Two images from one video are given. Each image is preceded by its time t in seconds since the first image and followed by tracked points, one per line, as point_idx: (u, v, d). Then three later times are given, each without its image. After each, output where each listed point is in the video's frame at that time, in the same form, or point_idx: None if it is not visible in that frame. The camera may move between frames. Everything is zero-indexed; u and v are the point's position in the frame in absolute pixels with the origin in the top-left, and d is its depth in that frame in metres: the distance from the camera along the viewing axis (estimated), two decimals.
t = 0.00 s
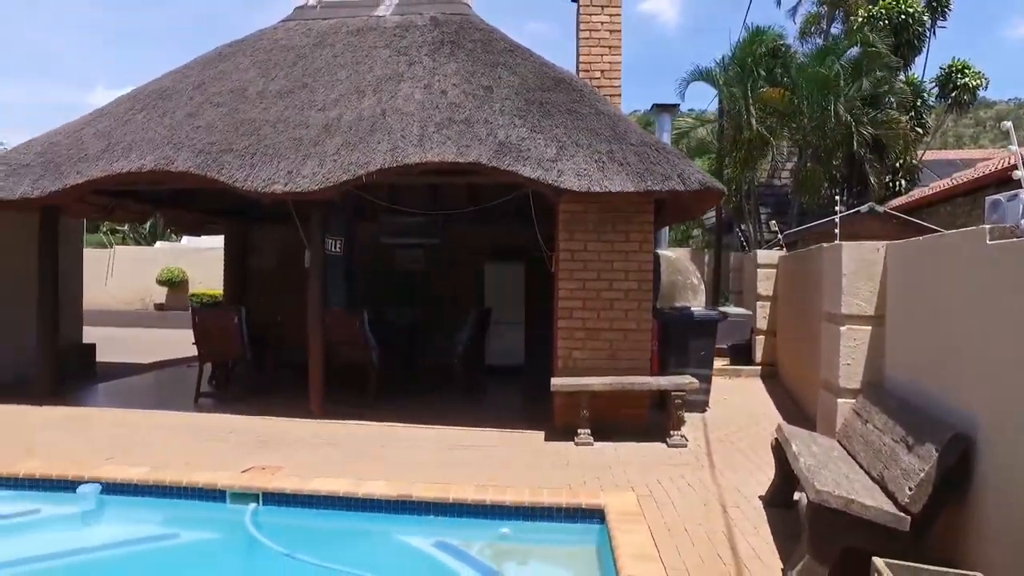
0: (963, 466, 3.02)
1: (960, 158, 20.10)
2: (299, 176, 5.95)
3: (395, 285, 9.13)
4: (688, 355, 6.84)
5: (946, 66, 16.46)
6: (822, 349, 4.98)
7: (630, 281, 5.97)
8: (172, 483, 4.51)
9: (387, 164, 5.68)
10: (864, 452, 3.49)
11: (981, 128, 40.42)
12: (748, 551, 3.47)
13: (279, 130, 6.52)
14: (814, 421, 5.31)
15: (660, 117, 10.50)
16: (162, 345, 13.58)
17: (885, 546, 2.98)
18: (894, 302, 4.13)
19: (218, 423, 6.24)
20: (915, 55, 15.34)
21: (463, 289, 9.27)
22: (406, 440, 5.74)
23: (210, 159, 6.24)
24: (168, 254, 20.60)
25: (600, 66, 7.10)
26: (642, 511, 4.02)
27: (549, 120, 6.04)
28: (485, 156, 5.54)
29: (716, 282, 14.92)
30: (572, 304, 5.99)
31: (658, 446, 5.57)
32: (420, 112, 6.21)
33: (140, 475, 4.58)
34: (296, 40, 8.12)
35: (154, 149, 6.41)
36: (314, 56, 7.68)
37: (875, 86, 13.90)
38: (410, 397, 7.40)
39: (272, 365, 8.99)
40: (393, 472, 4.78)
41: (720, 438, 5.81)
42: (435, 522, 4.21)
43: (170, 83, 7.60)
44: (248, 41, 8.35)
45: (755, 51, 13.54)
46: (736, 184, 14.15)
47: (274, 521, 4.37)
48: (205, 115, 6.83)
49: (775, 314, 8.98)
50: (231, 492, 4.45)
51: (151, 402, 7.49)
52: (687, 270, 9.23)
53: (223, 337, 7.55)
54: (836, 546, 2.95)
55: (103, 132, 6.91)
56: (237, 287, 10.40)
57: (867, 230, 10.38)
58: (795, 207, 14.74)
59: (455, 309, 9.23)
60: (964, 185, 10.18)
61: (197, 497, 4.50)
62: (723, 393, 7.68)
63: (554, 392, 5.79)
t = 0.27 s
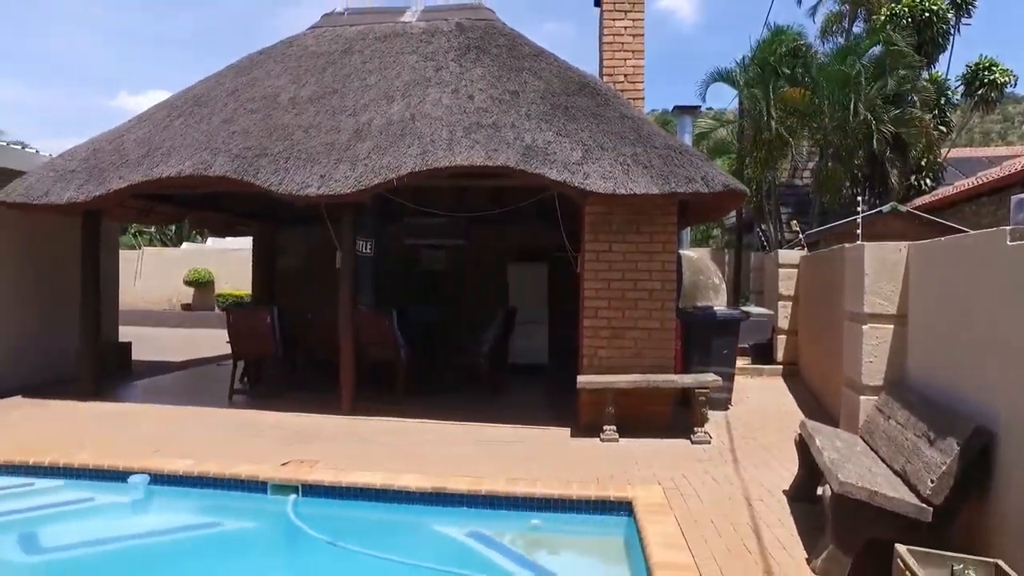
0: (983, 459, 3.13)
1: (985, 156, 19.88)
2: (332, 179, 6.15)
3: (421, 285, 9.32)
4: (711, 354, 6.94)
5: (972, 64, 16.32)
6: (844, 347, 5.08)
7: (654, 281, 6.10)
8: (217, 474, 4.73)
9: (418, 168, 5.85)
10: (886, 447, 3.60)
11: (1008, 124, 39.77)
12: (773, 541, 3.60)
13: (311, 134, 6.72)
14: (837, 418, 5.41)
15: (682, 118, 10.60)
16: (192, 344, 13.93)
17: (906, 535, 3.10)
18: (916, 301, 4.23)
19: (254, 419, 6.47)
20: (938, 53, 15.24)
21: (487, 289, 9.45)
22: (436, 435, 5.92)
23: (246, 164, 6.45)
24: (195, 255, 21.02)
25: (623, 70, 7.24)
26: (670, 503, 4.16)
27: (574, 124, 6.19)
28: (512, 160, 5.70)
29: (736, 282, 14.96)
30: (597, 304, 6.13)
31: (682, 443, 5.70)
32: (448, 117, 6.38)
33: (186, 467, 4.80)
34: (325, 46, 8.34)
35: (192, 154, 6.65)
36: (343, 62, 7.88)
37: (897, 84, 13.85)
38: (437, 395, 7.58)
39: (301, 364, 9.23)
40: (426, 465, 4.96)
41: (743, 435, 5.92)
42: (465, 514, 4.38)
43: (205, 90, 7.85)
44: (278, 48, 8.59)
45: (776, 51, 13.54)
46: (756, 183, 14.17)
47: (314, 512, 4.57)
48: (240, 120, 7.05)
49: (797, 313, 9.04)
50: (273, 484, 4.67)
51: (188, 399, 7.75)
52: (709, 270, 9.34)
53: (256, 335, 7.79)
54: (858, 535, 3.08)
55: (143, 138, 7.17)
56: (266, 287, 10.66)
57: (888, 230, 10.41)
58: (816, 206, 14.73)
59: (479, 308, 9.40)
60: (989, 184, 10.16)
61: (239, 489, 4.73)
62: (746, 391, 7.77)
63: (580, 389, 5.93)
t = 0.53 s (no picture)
0: (1001, 452, 3.25)
1: (1007, 154, 19.72)
2: (361, 182, 6.34)
3: (443, 284, 9.51)
4: (730, 352, 7.07)
5: (993, 62, 16.24)
6: (864, 344, 5.19)
7: (675, 280, 6.24)
8: (256, 467, 4.93)
9: (445, 171, 6.03)
10: (905, 440, 3.72)
11: None
12: (795, 530, 3.73)
13: (340, 138, 6.92)
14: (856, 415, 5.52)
15: (701, 120, 10.73)
16: (217, 343, 14.24)
17: (925, 524, 3.23)
18: (934, 300, 4.34)
19: (286, 414, 6.69)
20: (958, 52, 15.18)
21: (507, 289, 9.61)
22: (463, 431, 6.09)
23: (278, 167, 6.66)
24: (217, 256, 21.40)
25: (644, 74, 7.37)
26: (693, 495, 4.31)
27: (597, 128, 6.35)
28: (538, 163, 5.87)
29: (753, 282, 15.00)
30: (620, 303, 6.28)
31: (704, 438, 5.83)
32: (474, 121, 6.55)
33: (226, 460, 5.01)
34: (351, 52, 8.55)
35: (226, 159, 6.87)
36: (370, 67, 8.08)
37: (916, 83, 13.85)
38: (460, 392, 7.77)
39: (326, 361, 9.46)
40: (456, 459, 5.14)
41: (763, 431, 6.04)
42: (494, 506, 4.53)
43: (235, 95, 8.09)
44: (305, 53, 8.81)
45: (794, 51, 13.56)
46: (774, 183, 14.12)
47: (349, 503, 4.75)
48: (271, 125, 7.27)
49: (815, 312, 9.12)
50: (309, 476, 4.85)
51: (219, 395, 7.98)
52: (728, 269, 9.49)
53: (284, 334, 8.01)
54: (878, 525, 3.21)
55: (178, 143, 7.42)
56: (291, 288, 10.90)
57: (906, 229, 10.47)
58: (834, 206, 14.75)
59: (500, 308, 9.57)
60: (1009, 183, 10.16)
61: (277, 481, 4.92)
62: (765, 389, 7.89)
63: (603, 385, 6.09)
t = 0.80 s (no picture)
0: (1000, 444, 3.41)
1: (1012, 153, 19.78)
2: (379, 185, 6.52)
3: (455, 284, 9.70)
4: (738, 350, 7.24)
5: (996, 62, 16.34)
6: (869, 341, 5.36)
7: (685, 280, 6.41)
8: (281, 460, 5.11)
9: (461, 174, 6.21)
10: (909, 433, 3.88)
11: None
12: (803, 519, 3.90)
13: (357, 142, 7.10)
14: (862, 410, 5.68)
15: (708, 122, 10.90)
16: (230, 342, 14.46)
17: (927, 513, 3.39)
18: (937, 299, 4.50)
19: (306, 411, 6.88)
20: (962, 52, 15.27)
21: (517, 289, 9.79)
22: (478, 427, 6.27)
23: (297, 170, 6.84)
24: (227, 256, 21.63)
25: (653, 78, 7.55)
26: (704, 487, 4.48)
27: (609, 132, 6.54)
28: (552, 166, 6.04)
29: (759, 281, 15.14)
30: (631, 302, 6.45)
31: (713, 434, 6.01)
32: (489, 125, 6.74)
33: (252, 454, 5.20)
34: (365, 56, 8.74)
35: (247, 162, 7.06)
36: (384, 72, 8.27)
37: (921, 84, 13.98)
38: (473, 390, 7.95)
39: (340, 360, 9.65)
40: (474, 454, 5.32)
41: (770, 427, 6.21)
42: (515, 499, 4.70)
43: (253, 100, 8.29)
44: (320, 58, 9.00)
45: (799, 52, 13.79)
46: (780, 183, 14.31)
47: (372, 496, 4.93)
48: (289, 129, 7.46)
49: (820, 311, 9.27)
50: (332, 470, 5.04)
51: (237, 393, 8.19)
52: (735, 269, 9.63)
53: (301, 333, 8.21)
54: (883, 513, 3.38)
55: (198, 147, 7.62)
56: (304, 288, 11.10)
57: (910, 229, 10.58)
58: (839, 206, 14.88)
59: (511, 307, 9.75)
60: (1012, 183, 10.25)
61: (301, 474, 5.11)
62: (772, 387, 8.04)
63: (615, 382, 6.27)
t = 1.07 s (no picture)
0: (991, 437, 3.59)
1: (1011, 154, 19.92)
2: (391, 189, 6.69)
3: (462, 285, 9.88)
4: (741, 349, 7.41)
5: (993, 65, 16.50)
6: (868, 341, 5.52)
7: (690, 281, 6.58)
8: (300, 456, 5.29)
9: (472, 179, 6.39)
10: (906, 429, 4.05)
11: None
12: (805, 510, 4.08)
13: (369, 147, 7.28)
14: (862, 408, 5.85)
15: (711, 125, 11.06)
16: (237, 343, 14.65)
17: (923, 503, 3.57)
18: (934, 300, 4.67)
19: (319, 410, 7.06)
20: (961, 55, 15.42)
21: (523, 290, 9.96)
22: (488, 424, 6.44)
23: (311, 174, 7.02)
24: (232, 257, 21.80)
25: (658, 84, 7.72)
26: (709, 481, 4.66)
27: (615, 137, 6.73)
28: (559, 171, 6.22)
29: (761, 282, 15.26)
30: (636, 303, 6.62)
31: (717, 431, 6.18)
32: (498, 131, 6.92)
33: (272, 450, 5.38)
34: (375, 62, 8.93)
35: (261, 167, 7.24)
36: (394, 78, 8.45)
37: (920, 87, 14.15)
38: (481, 389, 8.12)
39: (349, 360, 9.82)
40: (486, 450, 5.49)
41: (772, 424, 6.38)
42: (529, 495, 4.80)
43: (266, 105, 8.47)
44: (331, 64, 9.18)
45: (800, 55, 13.76)
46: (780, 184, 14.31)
47: (388, 491, 5.11)
48: (302, 134, 7.64)
49: (821, 311, 9.43)
50: (350, 465, 5.21)
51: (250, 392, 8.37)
52: (737, 270, 9.76)
53: (313, 333, 8.39)
54: (880, 503, 3.55)
55: (213, 152, 7.80)
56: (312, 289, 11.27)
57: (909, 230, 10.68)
58: (840, 208, 15.04)
59: (517, 308, 9.93)
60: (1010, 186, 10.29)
61: (319, 470, 5.29)
62: (773, 386, 8.21)
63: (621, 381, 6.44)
